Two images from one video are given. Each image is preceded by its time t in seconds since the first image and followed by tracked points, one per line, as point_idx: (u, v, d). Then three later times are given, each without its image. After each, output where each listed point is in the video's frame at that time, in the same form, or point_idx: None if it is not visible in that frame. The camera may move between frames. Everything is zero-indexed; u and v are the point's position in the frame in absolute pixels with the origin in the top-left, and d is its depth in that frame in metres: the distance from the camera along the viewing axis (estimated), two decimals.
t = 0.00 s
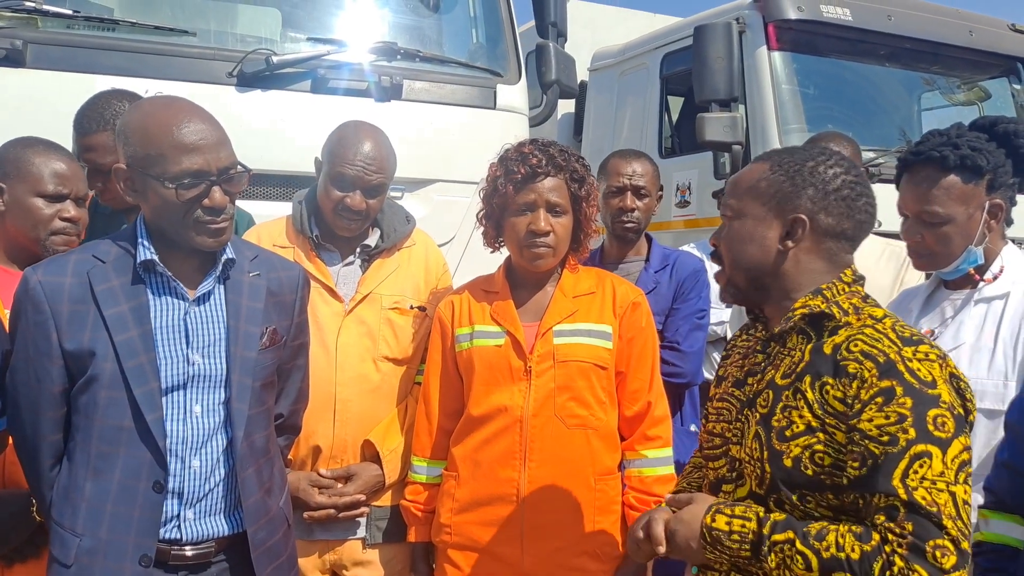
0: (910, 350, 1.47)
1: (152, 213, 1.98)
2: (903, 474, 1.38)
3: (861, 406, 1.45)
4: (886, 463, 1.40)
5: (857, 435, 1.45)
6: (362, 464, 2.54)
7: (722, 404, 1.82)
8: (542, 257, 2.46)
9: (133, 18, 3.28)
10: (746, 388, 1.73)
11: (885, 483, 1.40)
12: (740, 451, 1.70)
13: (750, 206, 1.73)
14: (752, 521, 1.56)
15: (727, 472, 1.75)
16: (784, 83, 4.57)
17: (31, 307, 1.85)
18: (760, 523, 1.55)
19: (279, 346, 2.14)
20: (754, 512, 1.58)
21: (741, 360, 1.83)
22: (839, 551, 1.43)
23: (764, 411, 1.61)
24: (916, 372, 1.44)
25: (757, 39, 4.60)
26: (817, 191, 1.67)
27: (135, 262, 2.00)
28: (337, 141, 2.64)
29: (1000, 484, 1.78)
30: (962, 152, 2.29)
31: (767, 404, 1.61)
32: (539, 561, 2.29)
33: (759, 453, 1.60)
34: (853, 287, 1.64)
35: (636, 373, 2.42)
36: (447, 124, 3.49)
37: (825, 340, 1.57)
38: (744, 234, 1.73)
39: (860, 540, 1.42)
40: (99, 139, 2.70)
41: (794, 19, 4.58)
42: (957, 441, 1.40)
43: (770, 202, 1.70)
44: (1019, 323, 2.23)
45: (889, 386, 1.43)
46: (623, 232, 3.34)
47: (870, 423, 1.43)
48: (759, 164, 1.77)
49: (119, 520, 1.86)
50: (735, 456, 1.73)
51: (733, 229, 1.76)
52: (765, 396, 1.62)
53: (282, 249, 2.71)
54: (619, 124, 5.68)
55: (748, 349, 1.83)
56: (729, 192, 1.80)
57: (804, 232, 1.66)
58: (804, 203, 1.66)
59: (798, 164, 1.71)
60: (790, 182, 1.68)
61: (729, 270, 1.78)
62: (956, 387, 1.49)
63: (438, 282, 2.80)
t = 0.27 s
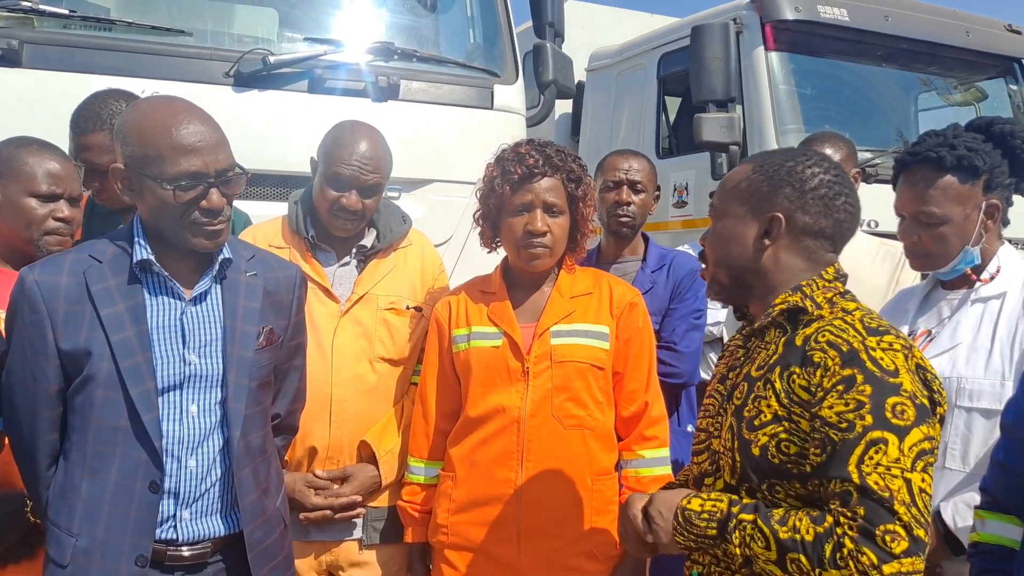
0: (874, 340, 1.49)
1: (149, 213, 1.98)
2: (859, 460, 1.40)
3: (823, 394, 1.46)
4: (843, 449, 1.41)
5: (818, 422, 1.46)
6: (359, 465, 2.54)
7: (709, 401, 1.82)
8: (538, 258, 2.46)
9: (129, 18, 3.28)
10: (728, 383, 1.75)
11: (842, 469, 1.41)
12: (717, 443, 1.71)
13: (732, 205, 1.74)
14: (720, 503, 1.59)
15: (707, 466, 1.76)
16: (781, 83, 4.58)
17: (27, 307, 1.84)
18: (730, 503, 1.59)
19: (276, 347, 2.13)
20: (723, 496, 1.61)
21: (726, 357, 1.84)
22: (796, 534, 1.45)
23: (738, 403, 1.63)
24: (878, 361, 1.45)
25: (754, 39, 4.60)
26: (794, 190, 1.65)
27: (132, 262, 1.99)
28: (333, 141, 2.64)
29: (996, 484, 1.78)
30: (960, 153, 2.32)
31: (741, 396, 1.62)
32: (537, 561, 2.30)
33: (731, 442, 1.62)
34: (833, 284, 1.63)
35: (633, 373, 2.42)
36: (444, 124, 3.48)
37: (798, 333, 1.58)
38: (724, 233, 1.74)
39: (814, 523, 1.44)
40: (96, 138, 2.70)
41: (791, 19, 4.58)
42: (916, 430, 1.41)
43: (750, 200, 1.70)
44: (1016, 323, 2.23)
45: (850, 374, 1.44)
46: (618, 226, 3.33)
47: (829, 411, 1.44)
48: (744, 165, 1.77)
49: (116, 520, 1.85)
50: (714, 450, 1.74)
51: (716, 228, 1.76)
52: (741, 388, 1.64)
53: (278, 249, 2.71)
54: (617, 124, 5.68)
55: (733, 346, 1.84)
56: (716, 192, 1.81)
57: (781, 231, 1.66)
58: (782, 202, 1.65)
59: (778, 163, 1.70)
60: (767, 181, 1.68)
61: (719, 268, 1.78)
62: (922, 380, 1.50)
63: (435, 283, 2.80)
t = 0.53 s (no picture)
0: (858, 341, 1.50)
1: (148, 214, 1.99)
2: (845, 461, 1.41)
3: (807, 395, 1.48)
4: (829, 451, 1.43)
5: (803, 424, 1.48)
6: (357, 465, 2.55)
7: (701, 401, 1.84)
8: (536, 258, 2.47)
9: (128, 19, 3.28)
10: (717, 382, 1.77)
11: (828, 471, 1.42)
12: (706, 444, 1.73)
13: (714, 209, 1.77)
14: (707, 512, 1.59)
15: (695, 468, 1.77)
16: (778, 84, 4.59)
17: (27, 308, 1.86)
18: (717, 511, 1.58)
19: (275, 347, 2.14)
20: (710, 500, 1.61)
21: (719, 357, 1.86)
22: (781, 537, 1.47)
23: (725, 404, 1.65)
24: (862, 362, 1.47)
25: (751, 40, 4.63)
26: (769, 191, 1.67)
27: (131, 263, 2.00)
28: (330, 141, 2.65)
29: (992, 483, 1.80)
30: (957, 154, 2.34)
31: (729, 396, 1.65)
32: (534, 559, 2.31)
33: (718, 443, 1.64)
34: (820, 284, 1.63)
35: (630, 373, 2.44)
36: (442, 125, 3.50)
37: (785, 333, 1.60)
38: (707, 238, 1.78)
39: (801, 526, 1.45)
40: (98, 138, 2.70)
41: (787, 21, 4.60)
42: (901, 431, 1.42)
43: (731, 203, 1.73)
44: (1014, 324, 2.24)
45: (834, 375, 1.46)
46: (616, 229, 3.35)
47: (814, 412, 1.46)
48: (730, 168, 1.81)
49: (116, 519, 1.86)
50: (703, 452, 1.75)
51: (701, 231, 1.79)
52: (729, 388, 1.66)
53: (275, 250, 2.72)
54: (614, 125, 5.69)
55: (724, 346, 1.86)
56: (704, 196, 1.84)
57: (758, 231, 1.68)
58: (759, 203, 1.68)
59: (758, 166, 1.72)
60: (745, 184, 1.71)
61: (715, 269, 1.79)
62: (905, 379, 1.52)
63: (432, 283, 2.81)
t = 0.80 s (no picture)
0: (855, 343, 1.48)
1: (144, 213, 1.97)
2: (835, 465, 1.39)
3: (801, 398, 1.47)
4: (820, 455, 1.41)
5: (796, 426, 1.46)
6: (354, 466, 2.54)
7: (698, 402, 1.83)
8: (534, 258, 2.46)
9: (124, 19, 3.27)
10: (714, 381, 1.76)
11: (818, 475, 1.41)
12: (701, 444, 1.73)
13: (710, 210, 1.78)
14: (692, 514, 1.58)
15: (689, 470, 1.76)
16: (777, 83, 4.58)
17: (23, 309, 1.84)
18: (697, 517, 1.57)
19: (273, 347, 2.13)
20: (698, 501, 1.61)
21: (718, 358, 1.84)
22: (767, 539, 1.46)
23: (721, 403, 1.65)
24: (857, 365, 1.45)
25: (750, 39, 4.62)
26: (755, 193, 1.66)
27: (128, 263, 1.99)
28: (326, 140, 2.63)
29: (993, 484, 1.79)
30: (959, 152, 2.33)
31: (725, 396, 1.64)
32: (530, 560, 2.29)
33: (713, 443, 1.64)
34: (819, 284, 1.61)
35: (629, 373, 2.42)
36: (440, 125, 3.48)
37: (782, 333, 1.59)
38: (704, 239, 1.79)
39: (788, 528, 1.45)
40: (97, 137, 2.69)
41: (786, 20, 4.59)
42: (894, 436, 1.41)
43: (724, 204, 1.74)
44: (1015, 323, 2.23)
45: (828, 378, 1.44)
46: (616, 232, 3.34)
47: (807, 415, 1.45)
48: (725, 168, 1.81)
49: (113, 521, 1.85)
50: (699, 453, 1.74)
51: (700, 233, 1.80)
52: (726, 387, 1.65)
53: (270, 250, 2.70)
54: (612, 124, 5.68)
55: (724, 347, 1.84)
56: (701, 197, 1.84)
57: (747, 232, 1.68)
58: (747, 205, 1.68)
59: (750, 166, 1.72)
60: (734, 186, 1.72)
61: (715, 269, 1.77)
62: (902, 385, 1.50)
63: (430, 283, 2.80)
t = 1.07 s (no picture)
0: (851, 345, 1.47)
1: (142, 214, 1.97)
2: (831, 470, 1.38)
3: (798, 402, 1.46)
4: (816, 459, 1.41)
5: (793, 430, 1.46)
6: (353, 466, 2.54)
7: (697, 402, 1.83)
8: (532, 258, 2.46)
9: (121, 19, 3.27)
10: (713, 382, 1.76)
11: (814, 480, 1.40)
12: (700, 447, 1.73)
13: (708, 208, 1.79)
14: (693, 519, 1.58)
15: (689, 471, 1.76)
16: (775, 82, 4.58)
17: (22, 309, 1.84)
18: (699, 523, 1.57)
19: (272, 347, 2.13)
20: (699, 504, 1.61)
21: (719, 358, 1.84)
22: (764, 544, 1.46)
23: (719, 406, 1.64)
24: (853, 368, 1.44)
25: (748, 38, 4.62)
26: (749, 192, 1.67)
27: (126, 263, 1.98)
28: (324, 139, 2.63)
29: (991, 483, 1.79)
30: (958, 150, 2.32)
31: (723, 399, 1.64)
32: (529, 560, 2.29)
33: (711, 446, 1.64)
34: (818, 283, 1.60)
35: (627, 372, 2.42)
36: (438, 124, 3.48)
37: (780, 335, 1.58)
38: (702, 237, 1.80)
39: (784, 535, 1.45)
40: (97, 137, 2.69)
41: (784, 18, 4.59)
42: (891, 440, 1.40)
43: (720, 202, 1.74)
44: (1013, 322, 2.23)
45: (824, 381, 1.44)
46: (616, 228, 3.33)
47: (804, 419, 1.44)
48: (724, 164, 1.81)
49: (112, 522, 1.85)
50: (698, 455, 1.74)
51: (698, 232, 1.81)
52: (724, 390, 1.65)
53: (268, 250, 2.70)
54: (611, 123, 5.68)
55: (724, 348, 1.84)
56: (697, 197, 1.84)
57: (740, 230, 1.69)
58: (741, 203, 1.69)
59: (745, 163, 1.72)
60: (728, 184, 1.73)
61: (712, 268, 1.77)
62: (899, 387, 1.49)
63: (427, 283, 2.80)
